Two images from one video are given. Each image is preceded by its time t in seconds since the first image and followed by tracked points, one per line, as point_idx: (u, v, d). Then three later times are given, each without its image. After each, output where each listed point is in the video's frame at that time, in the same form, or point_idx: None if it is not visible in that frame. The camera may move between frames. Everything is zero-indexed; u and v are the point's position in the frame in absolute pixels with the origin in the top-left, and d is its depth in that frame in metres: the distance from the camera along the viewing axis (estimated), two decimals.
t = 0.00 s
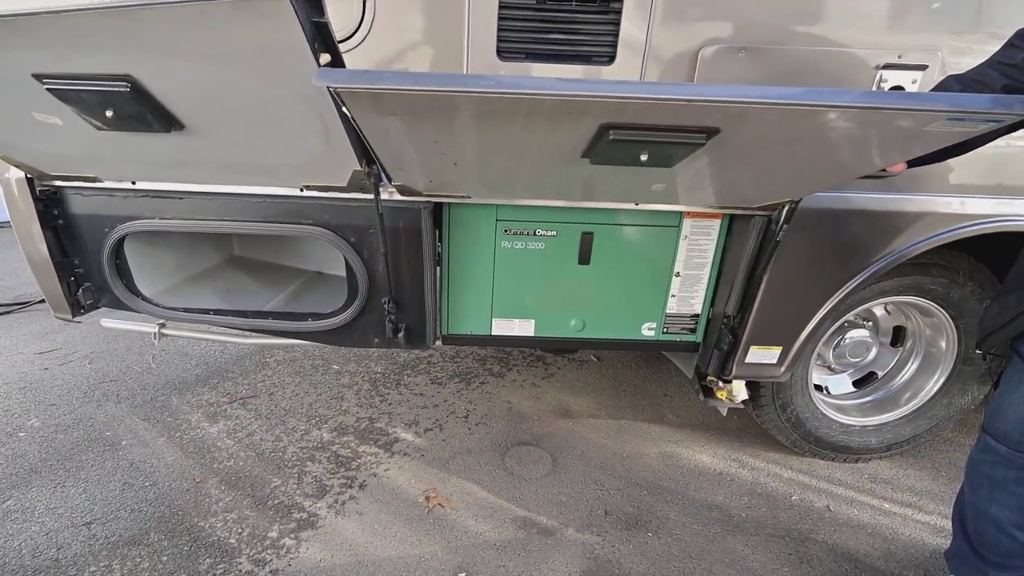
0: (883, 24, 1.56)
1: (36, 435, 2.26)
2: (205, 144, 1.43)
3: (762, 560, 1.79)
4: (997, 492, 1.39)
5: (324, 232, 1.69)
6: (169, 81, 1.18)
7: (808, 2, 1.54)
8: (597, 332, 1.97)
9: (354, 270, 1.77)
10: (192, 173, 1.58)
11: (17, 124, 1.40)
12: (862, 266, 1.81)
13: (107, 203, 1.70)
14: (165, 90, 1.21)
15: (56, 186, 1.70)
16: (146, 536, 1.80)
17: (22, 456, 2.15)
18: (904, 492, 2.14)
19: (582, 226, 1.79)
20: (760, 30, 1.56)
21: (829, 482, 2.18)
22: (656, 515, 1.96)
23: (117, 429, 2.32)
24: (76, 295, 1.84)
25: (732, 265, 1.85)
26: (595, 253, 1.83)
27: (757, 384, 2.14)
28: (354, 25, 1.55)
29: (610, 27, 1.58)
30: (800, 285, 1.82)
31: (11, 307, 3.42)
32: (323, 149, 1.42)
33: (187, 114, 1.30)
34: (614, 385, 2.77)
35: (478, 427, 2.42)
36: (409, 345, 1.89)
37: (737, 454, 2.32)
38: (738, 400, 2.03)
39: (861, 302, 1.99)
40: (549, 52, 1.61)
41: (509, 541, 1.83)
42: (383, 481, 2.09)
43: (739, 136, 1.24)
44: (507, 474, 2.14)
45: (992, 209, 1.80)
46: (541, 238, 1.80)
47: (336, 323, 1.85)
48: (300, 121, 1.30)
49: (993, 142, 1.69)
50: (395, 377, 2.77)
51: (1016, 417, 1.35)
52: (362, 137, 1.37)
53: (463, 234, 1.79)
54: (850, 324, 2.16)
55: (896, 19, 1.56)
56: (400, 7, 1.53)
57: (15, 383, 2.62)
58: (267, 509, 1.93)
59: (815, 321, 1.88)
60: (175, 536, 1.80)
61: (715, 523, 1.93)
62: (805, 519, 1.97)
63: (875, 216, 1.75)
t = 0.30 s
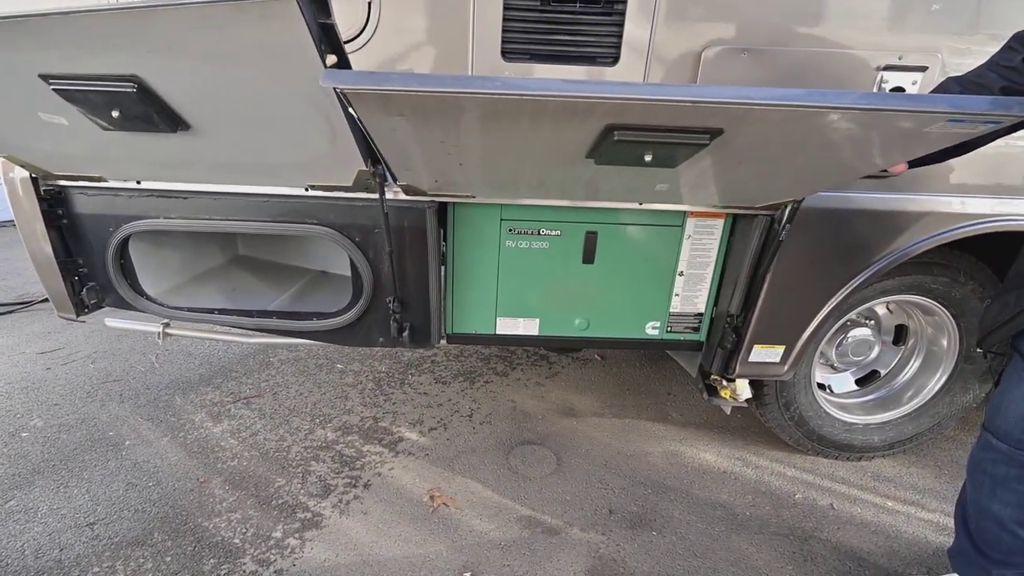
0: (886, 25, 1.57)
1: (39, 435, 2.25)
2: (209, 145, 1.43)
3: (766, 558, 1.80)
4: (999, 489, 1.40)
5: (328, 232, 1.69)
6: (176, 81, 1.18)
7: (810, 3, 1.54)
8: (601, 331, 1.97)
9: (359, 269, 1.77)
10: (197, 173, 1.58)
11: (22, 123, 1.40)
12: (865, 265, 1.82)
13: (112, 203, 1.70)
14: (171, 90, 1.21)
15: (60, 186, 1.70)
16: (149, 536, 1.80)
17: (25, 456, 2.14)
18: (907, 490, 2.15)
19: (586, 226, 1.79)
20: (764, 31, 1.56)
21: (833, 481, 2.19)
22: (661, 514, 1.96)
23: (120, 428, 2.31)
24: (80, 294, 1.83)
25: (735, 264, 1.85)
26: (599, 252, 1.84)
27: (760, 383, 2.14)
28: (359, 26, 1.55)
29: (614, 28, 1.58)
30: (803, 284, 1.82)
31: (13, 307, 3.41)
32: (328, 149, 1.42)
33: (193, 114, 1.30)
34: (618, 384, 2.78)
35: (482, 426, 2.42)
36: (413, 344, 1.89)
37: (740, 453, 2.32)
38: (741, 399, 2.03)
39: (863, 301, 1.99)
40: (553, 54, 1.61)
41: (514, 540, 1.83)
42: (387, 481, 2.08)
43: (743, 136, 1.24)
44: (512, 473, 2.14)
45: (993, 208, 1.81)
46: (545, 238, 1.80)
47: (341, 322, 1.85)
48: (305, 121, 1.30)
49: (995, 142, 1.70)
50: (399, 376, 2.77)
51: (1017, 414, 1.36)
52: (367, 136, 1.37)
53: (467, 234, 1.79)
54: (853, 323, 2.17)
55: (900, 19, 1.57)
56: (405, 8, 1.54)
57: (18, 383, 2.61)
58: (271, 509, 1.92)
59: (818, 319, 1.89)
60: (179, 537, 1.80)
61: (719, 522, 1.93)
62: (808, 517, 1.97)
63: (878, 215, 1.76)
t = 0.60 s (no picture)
0: (887, 25, 1.57)
1: (43, 435, 2.26)
2: (214, 146, 1.43)
3: (769, 557, 1.80)
4: (1001, 487, 1.40)
5: (332, 232, 1.69)
6: (182, 83, 1.18)
7: (811, 3, 1.55)
8: (604, 330, 1.97)
9: (362, 269, 1.77)
10: (201, 174, 1.59)
11: (28, 125, 1.41)
12: (867, 264, 1.82)
13: (117, 204, 1.71)
14: (177, 92, 1.21)
15: (66, 186, 1.71)
16: (154, 536, 1.80)
17: (29, 456, 2.15)
18: (909, 489, 2.15)
19: (589, 225, 1.80)
20: (766, 31, 1.57)
21: (835, 479, 2.19)
22: (664, 512, 1.96)
23: (124, 428, 2.32)
24: (85, 295, 1.84)
25: (738, 263, 1.85)
26: (602, 252, 1.84)
27: (763, 382, 2.15)
28: (363, 27, 1.56)
29: (616, 29, 1.59)
30: (805, 283, 1.83)
31: (16, 307, 3.42)
32: (332, 150, 1.42)
33: (198, 116, 1.30)
34: (621, 383, 2.78)
35: (485, 425, 2.42)
36: (417, 343, 1.89)
37: (743, 451, 2.33)
38: (744, 398, 2.04)
39: (865, 300, 2.00)
40: (555, 54, 1.61)
41: (518, 539, 1.83)
42: (391, 481, 2.09)
43: (746, 137, 1.24)
44: (515, 472, 2.14)
45: (995, 207, 1.81)
46: (548, 238, 1.81)
47: (345, 322, 1.85)
48: (310, 122, 1.30)
49: (996, 141, 1.70)
50: (402, 376, 2.77)
51: (1019, 412, 1.36)
52: (371, 137, 1.37)
53: (471, 234, 1.79)
54: (855, 322, 2.17)
55: (901, 19, 1.57)
56: (407, 9, 1.54)
57: (22, 383, 2.62)
58: (275, 509, 1.93)
59: (821, 318, 1.89)
60: (183, 536, 1.80)
61: (722, 520, 1.94)
62: (812, 516, 1.98)
63: (880, 215, 1.76)
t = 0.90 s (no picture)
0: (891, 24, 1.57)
1: (47, 435, 2.27)
2: (218, 146, 1.43)
3: (773, 555, 1.80)
4: (1005, 484, 1.40)
5: (336, 232, 1.70)
6: (186, 83, 1.19)
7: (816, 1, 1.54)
8: (607, 329, 1.97)
9: (366, 269, 1.77)
10: (205, 174, 1.59)
11: (32, 125, 1.41)
12: (871, 262, 1.82)
13: (120, 204, 1.71)
14: (181, 92, 1.21)
15: (70, 187, 1.71)
16: (159, 535, 1.81)
17: (34, 456, 2.15)
18: (913, 487, 2.15)
19: (592, 225, 1.80)
20: (770, 30, 1.56)
21: (839, 478, 2.19)
22: (668, 511, 1.97)
23: (129, 428, 2.32)
24: (89, 295, 1.84)
25: (741, 262, 1.85)
26: (605, 251, 1.84)
27: (766, 380, 2.15)
28: (366, 28, 1.56)
29: (620, 28, 1.58)
30: (809, 281, 1.82)
31: (20, 307, 3.43)
32: (336, 149, 1.42)
33: (202, 116, 1.30)
34: (624, 382, 2.78)
35: (488, 425, 2.42)
36: (420, 342, 1.89)
37: (746, 450, 2.33)
38: (748, 397, 2.04)
39: (869, 299, 2.00)
40: (558, 54, 1.61)
41: (522, 538, 1.84)
42: (395, 480, 2.09)
43: (750, 135, 1.24)
44: (519, 471, 2.15)
45: (999, 205, 1.81)
46: (551, 237, 1.81)
47: (349, 322, 1.86)
48: (313, 122, 1.30)
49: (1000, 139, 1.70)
50: (405, 376, 2.78)
51: None
52: (375, 137, 1.37)
53: (474, 234, 1.79)
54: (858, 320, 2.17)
55: (905, 18, 1.57)
56: (411, 9, 1.54)
57: (27, 383, 2.63)
58: (279, 508, 1.93)
59: (824, 317, 1.89)
60: (188, 536, 1.80)
61: (726, 519, 1.94)
62: (815, 515, 1.98)
63: (884, 213, 1.76)
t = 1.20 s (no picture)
0: (895, 22, 1.57)
1: (51, 435, 2.27)
2: (220, 146, 1.43)
3: (776, 554, 1.80)
4: (1008, 483, 1.40)
5: (338, 232, 1.69)
6: (188, 82, 1.18)
7: None
8: (609, 328, 1.97)
9: (369, 269, 1.77)
10: (208, 174, 1.59)
11: (35, 125, 1.41)
12: (874, 261, 1.82)
13: (123, 204, 1.71)
14: (184, 92, 1.22)
15: (72, 187, 1.71)
16: (163, 535, 1.81)
17: (38, 456, 2.16)
18: (916, 485, 2.15)
19: (594, 224, 1.79)
20: (773, 28, 1.56)
21: (842, 476, 2.19)
22: (671, 510, 1.97)
23: (132, 428, 2.33)
24: (91, 295, 1.84)
25: (744, 261, 1.85)
26: (608, 250, 1.84)
27: (769, 379, 2.14)
28: (369, 28, 1.56)
29: (622, 27, 1.58)
30: (812, 280, 1.82)
31: (23, 307, 3.44)
32: (338, 149, 1.42)
33: (204, 116, 1.30)
34: (626, 381, 2.78)
35: (491, 424, 2.42)
36: (423, 342, 1.89)
37: (750, 449, 2.32)
38: (750, 395, 2.04)
39: (872, 297, 1.99)
40: (561, 53, 1.61)
41: (525, 537, 1.84)
42: (398, 479, 2.09)
43: (754, 134, 1.24)
44: (522, 470, 2.15)
45: (1003, 204, 1.80)
46: (554, 236, 1.80)
47: (351, 322, 1.85)
48: (315, 121, 1.30)
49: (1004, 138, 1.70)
50: (408, 376, 2.78)
51: None
52: (378, 136, 1.37)
53: (477, 233, 1.79)
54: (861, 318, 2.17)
55: (909, 16, 1.56)
56: (413, 9, 1.54)
57: (30, 383, 2.63)
58: (282, 508, 1.93)
59: (827, 315, 1.88)
60: (191, 535, 1.81)
61: (729, 518, 1.94)
62: (819, 514, 1.98)
63: (887, 211, 1.76)
